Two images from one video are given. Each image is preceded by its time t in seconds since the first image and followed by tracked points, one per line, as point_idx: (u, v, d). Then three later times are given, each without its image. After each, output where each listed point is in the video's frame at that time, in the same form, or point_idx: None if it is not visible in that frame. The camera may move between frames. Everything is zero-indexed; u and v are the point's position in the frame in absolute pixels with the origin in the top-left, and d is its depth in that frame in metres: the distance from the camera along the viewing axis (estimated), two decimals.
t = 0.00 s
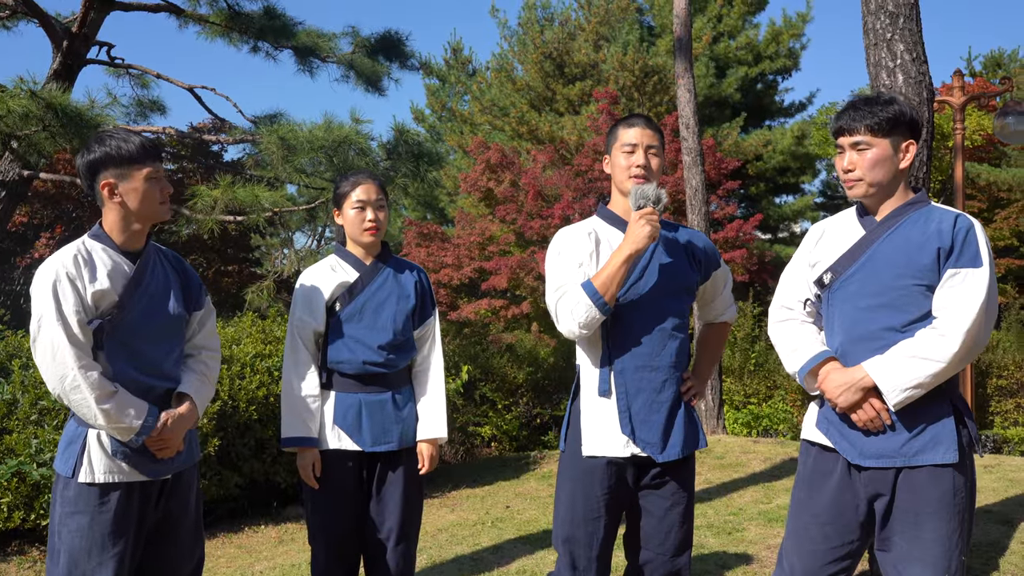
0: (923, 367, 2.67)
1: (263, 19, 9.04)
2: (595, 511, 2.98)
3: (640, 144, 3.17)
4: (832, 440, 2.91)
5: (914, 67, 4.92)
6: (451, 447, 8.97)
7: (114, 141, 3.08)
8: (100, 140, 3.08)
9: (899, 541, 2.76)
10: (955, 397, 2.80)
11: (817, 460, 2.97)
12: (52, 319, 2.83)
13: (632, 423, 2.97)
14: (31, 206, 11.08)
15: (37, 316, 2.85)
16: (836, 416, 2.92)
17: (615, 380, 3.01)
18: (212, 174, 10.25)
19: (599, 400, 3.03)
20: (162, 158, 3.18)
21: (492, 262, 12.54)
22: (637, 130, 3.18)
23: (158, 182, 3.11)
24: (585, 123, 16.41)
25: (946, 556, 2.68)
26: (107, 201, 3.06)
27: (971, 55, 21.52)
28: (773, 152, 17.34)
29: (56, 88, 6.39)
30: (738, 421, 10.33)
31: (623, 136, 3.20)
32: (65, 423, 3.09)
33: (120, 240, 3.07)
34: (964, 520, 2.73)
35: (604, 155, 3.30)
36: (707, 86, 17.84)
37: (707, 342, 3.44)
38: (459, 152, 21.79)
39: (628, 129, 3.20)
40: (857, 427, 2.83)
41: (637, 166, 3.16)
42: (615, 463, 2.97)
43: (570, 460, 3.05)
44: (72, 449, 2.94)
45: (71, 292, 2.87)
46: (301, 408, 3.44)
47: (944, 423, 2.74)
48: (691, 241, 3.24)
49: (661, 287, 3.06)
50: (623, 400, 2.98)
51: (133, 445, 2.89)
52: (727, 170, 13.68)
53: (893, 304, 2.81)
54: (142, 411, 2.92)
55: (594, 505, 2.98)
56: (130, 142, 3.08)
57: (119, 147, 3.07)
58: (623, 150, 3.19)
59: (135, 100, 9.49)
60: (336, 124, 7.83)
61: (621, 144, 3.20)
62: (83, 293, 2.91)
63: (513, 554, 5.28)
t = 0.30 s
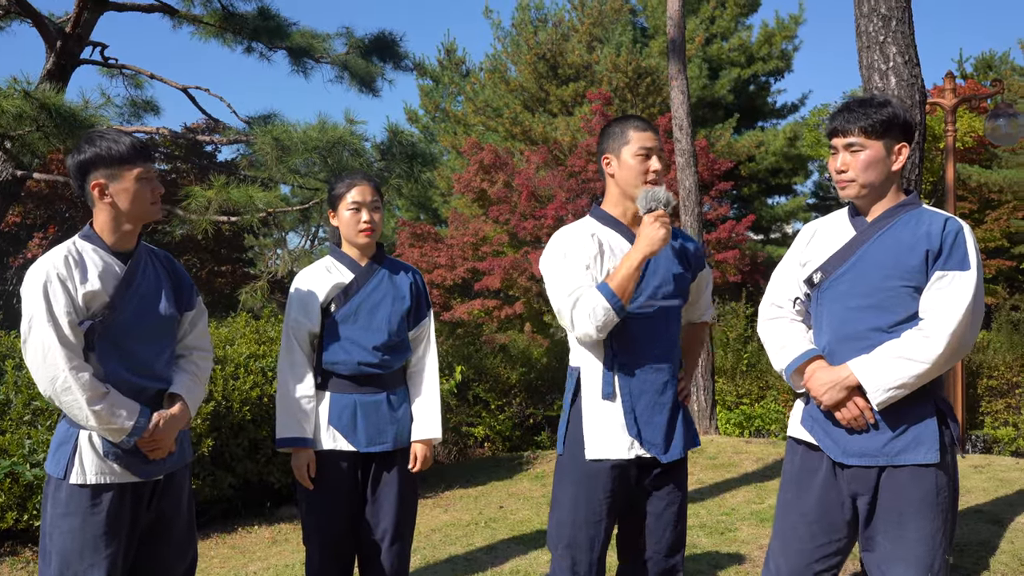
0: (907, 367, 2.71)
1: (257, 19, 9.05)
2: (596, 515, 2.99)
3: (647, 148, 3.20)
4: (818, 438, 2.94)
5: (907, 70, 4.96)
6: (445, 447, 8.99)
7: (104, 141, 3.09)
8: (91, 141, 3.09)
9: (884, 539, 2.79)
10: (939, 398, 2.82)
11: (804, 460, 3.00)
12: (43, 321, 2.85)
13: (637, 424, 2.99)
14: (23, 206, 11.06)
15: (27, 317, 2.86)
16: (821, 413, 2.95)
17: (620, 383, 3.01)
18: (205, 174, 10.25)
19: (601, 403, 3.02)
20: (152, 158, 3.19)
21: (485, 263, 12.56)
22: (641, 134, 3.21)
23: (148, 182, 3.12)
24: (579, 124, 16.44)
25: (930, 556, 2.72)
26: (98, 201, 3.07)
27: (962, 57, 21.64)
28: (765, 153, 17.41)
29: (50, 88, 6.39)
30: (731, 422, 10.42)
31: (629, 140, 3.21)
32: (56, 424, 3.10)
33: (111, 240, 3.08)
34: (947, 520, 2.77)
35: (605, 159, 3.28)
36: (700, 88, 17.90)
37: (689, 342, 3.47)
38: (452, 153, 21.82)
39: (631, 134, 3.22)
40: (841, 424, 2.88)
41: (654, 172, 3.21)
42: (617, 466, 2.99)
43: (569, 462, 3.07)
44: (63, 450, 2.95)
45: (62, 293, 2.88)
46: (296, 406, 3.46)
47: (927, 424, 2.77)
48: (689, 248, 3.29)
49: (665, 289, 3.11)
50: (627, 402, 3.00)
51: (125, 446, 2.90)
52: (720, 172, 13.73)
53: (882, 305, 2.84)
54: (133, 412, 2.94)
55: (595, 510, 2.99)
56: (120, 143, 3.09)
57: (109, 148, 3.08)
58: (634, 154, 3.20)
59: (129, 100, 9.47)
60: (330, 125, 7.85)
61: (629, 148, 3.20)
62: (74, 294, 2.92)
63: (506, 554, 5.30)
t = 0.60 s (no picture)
0: (910, 331, 2.66)
1: (222, 17, 8.97)
2: (560, 512, 2.85)
3: (613, 152, 3.05)
4: (778, 436, 2.85)
5: (870, 77, 5.05)
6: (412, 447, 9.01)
7: (63, 138, 3.05)
8: (50, 138, 3.06)
9: (842, 536, 2.78)
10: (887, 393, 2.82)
11: (762, 457, 2.93)
12: (6, 322, 2.81)
13: (598, 420, 2.88)
14: None
15: None
16: (786, 413, 2.85)
17: (583, 379, 2.91)
18: (170, 172, 10.15)
19: (566, 399, 2.91)
20: (114, 156, 3.16)
21: (451, 263, 12.57)
22: (604, 141, 3.05)
23: (109, 180, 3.08)
24: (544, 125, 16.51)
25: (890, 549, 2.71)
26: (57, 200, 3.03)
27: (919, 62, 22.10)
28: (728, 155, 17.63)
29: (11, 84, 6.28)
30: (695, 421, 10.55)
31: (594, 146, 3.04)
32: (18, 427, 3.06)
33: (73, 240, 3.05)
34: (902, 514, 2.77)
35: (570, 162, 3.12)
36: (664, 89, 18.07)
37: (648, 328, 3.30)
38: (417, 152, 21.78)
39: (592, 138, 3.05)
40: (802, 422, 2.81)
41: (619, 176, 3.04)
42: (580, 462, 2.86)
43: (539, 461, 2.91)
44: (26, 454, 2.92)
45: (26, 293, 2.85)
46: (270, 408, 3.45)
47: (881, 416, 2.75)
48: (650, 252, 3.15)
49: (625, 294, 3.01)
50: (590, 398, 2.89)
51: (91, 448, 2.88)
52: (684, 173, 13.89)
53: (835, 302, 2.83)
54: (99, 414, 2.91)
55: (561, 506, 2.85)
56: (78, 141, 3.05)
57: (67, 145, 3.04)
58: (599, 159, 3.03)
59: (90, 96, 9.34)
60: (298, 124, 7.81)
61: (594, 153, 3.04)
62: (38, 294, 2.89)
63: (477, 554, 5.32)
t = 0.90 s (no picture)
0: (870, 330, 2.54)
1: (220, 14, 8.95)
2: (562, 511, 2.82)
3: (612, 151, 3.01)
4: (773, 434, 2.76)
5: (872, 75, 5.05)
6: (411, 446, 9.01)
7: (60, 135, 3.03)
8: (47, 134, 3.04)
9: (838, 535, 2.67)
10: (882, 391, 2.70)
11: (760, 455, 2.82)
12: (5, 320, 2.79)
13: (597, 420, 2.85)
14: None
15: None
16: (777, 411, 2.76)
17: (582, 379, 2.87)
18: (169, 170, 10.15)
19: (565, 399, 2.88)
20: (112, 152, 3.14)
21: (448, 262, 12.56)
22: (602, 138, 3.01)
23: (107, 177, 3.07)
24: (542, 123, 16.51)
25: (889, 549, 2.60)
26: (54, 197, 3.02)
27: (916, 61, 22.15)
28: (726, 154, 17.63)
29: (8, 81, 6.26)
30: (694, 420, 10.55)
31: (591, 144, 3.01)
32: (16, 425, 3.04)
33: (72, 237, 3.03)
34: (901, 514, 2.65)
35: (569, 161, 3.08)
36: (662, 88, 18.08)
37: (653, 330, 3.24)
38: (415, 151, 21.77)
39: (591, 136, 3.02)
40: (796, 420, 2.70)
41: (617, 175, 3.00)
42: (581, 462, 2.83)
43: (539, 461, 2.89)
44: (25, 452, 2.90)
45: (24, 291, 2.84)
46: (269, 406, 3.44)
47: (876, 414, 2.64)
48: (651, 250, 3.11)
49: (623, 293, 2.97)
50: (589, 398, 2.86)
51: (90, 447, 2.87)
52: (681, 172, 13.89)
53: (827, 301, 2.70)
54: (98, 413, 2.89)
55: (564, 506, 2.83)
56: (75, 138, 3.03)
57: (64, 142, 3.02)
58: (598, 158, 2.99)
59: (88, 94, 9.32)
60: (297, 122, 7.80)
61: (592, 153, 3.00)
62: (36, 292, 2.87)
63: (477, 553, 5.31)
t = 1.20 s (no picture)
0: (875, 329, 2.51)
1: (220, 11, 8.91)
2: (566, 510, 2.81)
3: (617, 149, 2.96)
4: (779, 432, 2.68)
5: (878, 71, 5.07)
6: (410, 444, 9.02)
7: (61, 130, 3.01)
8: (48, 129, 3.02)
9: (845, 535, 2.58)
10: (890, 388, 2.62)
11: (765, 454, 2.74)
12: (6, 317, 2.76)
13: (602, 419, 2.82)
14: None
15: None
16: (782, 408, 2.69)
17: (586, 377, 2.84)
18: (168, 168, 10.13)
19: (569, 397, 2.85)
20: (112, 147, 3.12)
21: (447, 260, 12.56)
22: (608, 134, 2.97)
23: (107, 172, 3.04)
24: (541, 122, 16.49)
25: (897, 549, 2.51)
26: (54, 192, 2.99)
27: (914, 60, 22.21)
28: (725, 152, 17.63)
29: (6, 79, 6.23)
30: (694, 419, 10.54)
31: (598, 140, 2.96)
32: (16, 423, 3.02)
33: (72, 233, 3.01)
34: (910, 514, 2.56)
35: (574, 157, 3.04)
36: (660, 87, 18.07)
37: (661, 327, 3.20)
38: (413, 150, 21.75)
39: (596, 131, 2.98)
40: (801, 418, 2.63)
41: (622, 172, 2.96)
42: (584, 460, 2.81)
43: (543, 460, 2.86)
44: (25, 450, 2.88)
45: (25, 288, 2.80)
46: (271, 405, 3.41)
47: (883, 412, 2.55)
48: (656, 246, 3.07)
49: (628, 290, 2.94)
50: (593, 396, 2.83)
51: (91, 445, 2.84)
52: (680, 170, 13.89)
53: (834, 298, 2.67)
54: (100, 412, 2.87)
55: (568, 504, 2.81)
56: (75, 132, 3.01)
57: (64, 137, 3.00)
58: (603, 156, 2.95)
59: (87, 92, 9.29)
60: (297, 120, 7.78)
61: (598, 149, 2.96)
62: (38, 289, 2.84)
63: (479, 552, 5.30)
